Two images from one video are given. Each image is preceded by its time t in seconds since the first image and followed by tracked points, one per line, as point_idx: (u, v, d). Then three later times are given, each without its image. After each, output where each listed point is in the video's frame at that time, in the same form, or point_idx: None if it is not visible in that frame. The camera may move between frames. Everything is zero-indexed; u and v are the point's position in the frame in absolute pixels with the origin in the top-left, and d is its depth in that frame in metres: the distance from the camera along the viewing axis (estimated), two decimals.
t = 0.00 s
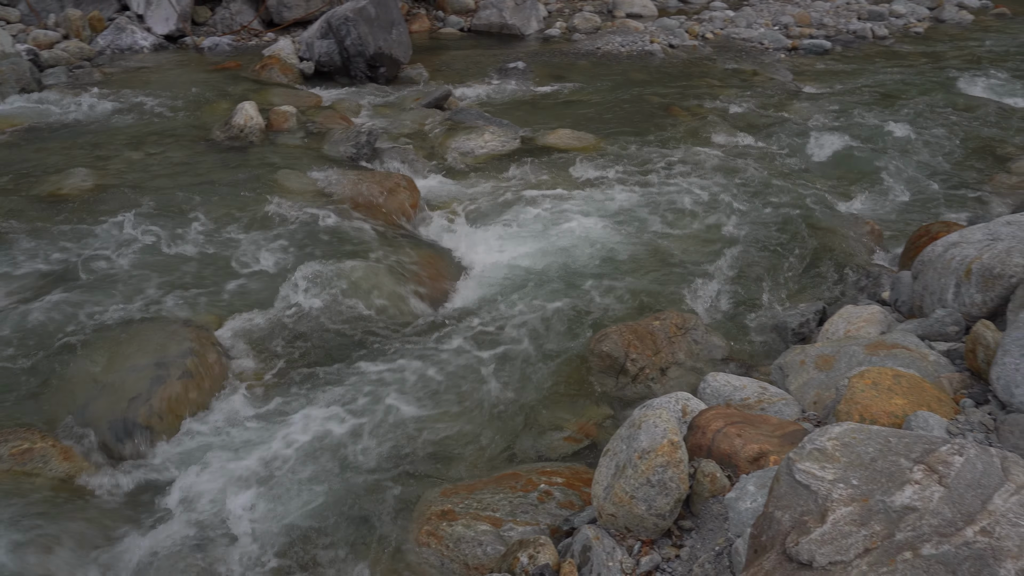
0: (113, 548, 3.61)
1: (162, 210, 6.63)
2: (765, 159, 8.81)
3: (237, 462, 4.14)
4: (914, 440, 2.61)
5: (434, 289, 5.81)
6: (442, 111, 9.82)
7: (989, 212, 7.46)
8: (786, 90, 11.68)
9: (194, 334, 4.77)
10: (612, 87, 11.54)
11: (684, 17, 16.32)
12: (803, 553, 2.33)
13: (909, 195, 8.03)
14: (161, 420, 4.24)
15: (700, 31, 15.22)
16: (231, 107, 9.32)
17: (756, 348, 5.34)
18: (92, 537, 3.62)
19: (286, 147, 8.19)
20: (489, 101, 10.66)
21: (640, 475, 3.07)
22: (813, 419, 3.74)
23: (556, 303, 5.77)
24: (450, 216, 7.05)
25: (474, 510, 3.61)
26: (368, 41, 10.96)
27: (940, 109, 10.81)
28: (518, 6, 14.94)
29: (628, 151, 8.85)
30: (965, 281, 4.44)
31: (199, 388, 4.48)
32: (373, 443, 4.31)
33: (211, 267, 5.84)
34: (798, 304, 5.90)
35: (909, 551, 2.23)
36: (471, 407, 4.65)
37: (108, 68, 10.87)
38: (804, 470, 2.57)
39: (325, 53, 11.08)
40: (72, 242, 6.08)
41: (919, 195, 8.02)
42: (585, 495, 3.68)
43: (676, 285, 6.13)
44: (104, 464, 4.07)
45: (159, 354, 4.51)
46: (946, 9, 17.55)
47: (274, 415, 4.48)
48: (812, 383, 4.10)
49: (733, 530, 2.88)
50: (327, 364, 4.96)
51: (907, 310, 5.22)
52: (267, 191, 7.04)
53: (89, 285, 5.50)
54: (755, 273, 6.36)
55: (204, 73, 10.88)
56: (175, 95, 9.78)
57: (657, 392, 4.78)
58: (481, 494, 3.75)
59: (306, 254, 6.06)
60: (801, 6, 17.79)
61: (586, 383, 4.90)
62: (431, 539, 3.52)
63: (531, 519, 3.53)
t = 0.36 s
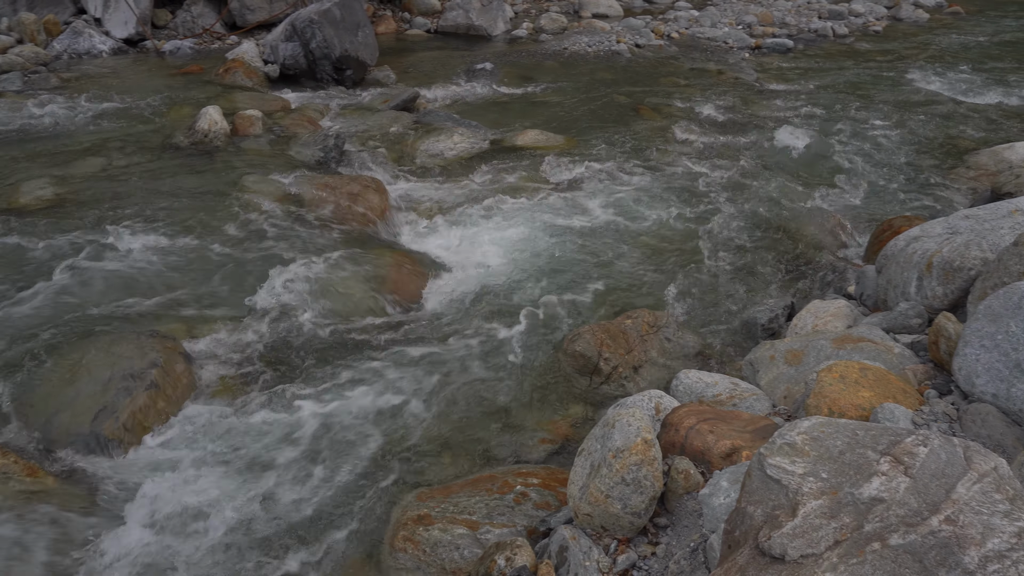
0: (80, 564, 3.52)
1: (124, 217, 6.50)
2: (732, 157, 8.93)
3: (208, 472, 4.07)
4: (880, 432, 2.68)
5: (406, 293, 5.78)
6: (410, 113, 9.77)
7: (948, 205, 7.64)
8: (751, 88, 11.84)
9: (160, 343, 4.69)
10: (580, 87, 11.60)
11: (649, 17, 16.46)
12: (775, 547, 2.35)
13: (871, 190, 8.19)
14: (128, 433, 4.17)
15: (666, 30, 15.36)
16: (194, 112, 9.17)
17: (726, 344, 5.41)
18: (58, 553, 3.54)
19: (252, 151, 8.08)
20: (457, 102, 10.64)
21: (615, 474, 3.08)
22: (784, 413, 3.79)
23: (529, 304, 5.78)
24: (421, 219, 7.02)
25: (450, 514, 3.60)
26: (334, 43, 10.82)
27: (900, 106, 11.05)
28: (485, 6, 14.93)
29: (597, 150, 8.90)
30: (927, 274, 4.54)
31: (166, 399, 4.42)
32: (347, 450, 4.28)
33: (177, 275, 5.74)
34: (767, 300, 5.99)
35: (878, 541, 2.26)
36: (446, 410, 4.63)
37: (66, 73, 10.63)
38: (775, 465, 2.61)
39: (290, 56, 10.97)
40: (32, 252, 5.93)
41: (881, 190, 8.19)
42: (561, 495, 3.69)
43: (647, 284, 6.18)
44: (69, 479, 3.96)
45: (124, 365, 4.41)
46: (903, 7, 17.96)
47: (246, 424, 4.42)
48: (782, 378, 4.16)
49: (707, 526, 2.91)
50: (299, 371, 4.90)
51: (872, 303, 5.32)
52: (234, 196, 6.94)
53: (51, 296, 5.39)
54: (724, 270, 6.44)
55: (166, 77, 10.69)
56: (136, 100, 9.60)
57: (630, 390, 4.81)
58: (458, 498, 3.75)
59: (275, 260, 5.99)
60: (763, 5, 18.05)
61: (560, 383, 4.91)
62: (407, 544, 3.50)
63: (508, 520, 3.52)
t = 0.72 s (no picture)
0: None
1: (98, 224, 6.40)
2: (709, 155, 8.98)
3: (187, 481, 4.01)
4: (858, 429, 2.70)
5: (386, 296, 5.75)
6: (389, 115, 9.72)
7: (922, 201, 7.75)
8: (727, 87, 11.93)
9: (136, 351, 4.62)
10: (558, 87, 11.61)
11: (626, 17, 16.52)
12: (756, 546, 2.37)
13: (848, 186, 8.28)
14: (105, 443, 4.10)
15: (643, 30, 15.42)
16: (169, 115, 9.06)
17: (706, 342, 5.44)
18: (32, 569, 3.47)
19: (228, 155, 8.00)
20: (436, 104, 10.60)
21: (597, 475, 3.08)
22: (764, 410, 3.82)
23: (510, 305, 5.78)
24: (400, 222, 6.99)
25: (433, 518, 3.58)
26: (311, 45, 10.73)
27: (874, 103, 11.18)
28: (462, 7, 14.89)
29: (575, 150, 8.92)
30: (902, 269, 4.58)
31: (143, 408, 4.35)
32: (329, 455, 4.25)
33: (152, 281, 5.66)
34: (746, 297, 6.03)
35: (857, 537, 2.27)
36: (427, 413, 4.61)
37: (36, 77, 10.45)
38: (756, 463, 2.63)
39: (266, 59, 10.82)
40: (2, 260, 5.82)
41: (857, 186, 8.28)
42: (544, 497, 3.69)
43: (627, 283, 6.20)
44: (43, 491, 3.88)
45: (99, 375, 4.33)
46: (876, 6, 18.20)
47: (225, 431, 4.36)
48: (762, 375, 4.19)
49: (689, 525, 2.92)
50: (279, 376, 4.86)
51: (849, 300, 5.37)
52: (210, 201, 6.86)
53: (23, 304, 5.29)
54: (704, 268, 6.48)
55: (139, 81, 10.55)
56: (109, 104, 9.46)
57: (612, 390, 4.83)
58: (441, 501, 3.73)
59: (253, 265, 5.93)
60: (739, 4, 18.20)
61: (542, 384, 4.91)
62: (390, 549, 3.48)
63: (491, 523, 3.51)
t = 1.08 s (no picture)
0: None
1: (76, 229, 6.31)
2: (692, 154, 9.01)
3: (169, 488, 3.96)
4: (841, 426, 2.72)
5: (370, 299, 5.72)
6: (371, 116, 9.67)
7: (902, 197, 7.83)
8: (709, 86, 11.97)
9: (115, 357, 4.55)
10: (541, 87, 11.61)
11: (608, 17, 16.56)
12: (741, 545, 2.37)
13: (830, 184, 8.33)
14: (85, 451, 4.02)
15: (625, 29, 15.47)
16: (148, 118, 8.96)
17: (691, 341, 5.45)
18: None
19: (209, 158, 7.92)
20: (418, 105, 10.57)
21: (583, 476, 3.07)
22: (749, 409, 3.83)
23: (495, 306, 5.77)
24: (383, 223, 6.95)
25: (419, 522, 3.55)
26: (291, 47, 10.63)
27: (854, 101, 11.27)
28: (444, 7, 14.84)
29: (559, 150, 8.92)
30: (883, 266, 4.61)
31: (124, 414, 4.28)
32: (312, 459, 4.21)
33: (132, 286, 5.59)
34: (731, 296, 6.05)
35: (841, 535, 2.28)
36: (412, 416, 4.59)
37: (11, 80, 10.28)
38: (740, 462, 2.64)
39: (247, 60, 10.69)
40: None
41: (838, 183, 8.34)
42: (530, 499, 3.67)
43: (611, 283, 6.20)
44: (21, 501, 3.80)
45: (78, 381, 4.26)
46: (854, 5, 18.36)
47: (208, 437, 4.31)
48: (747, 374, 4.20)
49: (675, 525, 2.92)
50: (262, 381, 4.81)
51: (832, 297, 5.40)
52: (190, 204, 6.79)
53: None
54: (687, 266, 6.50)
55: (117, 84, 10.42)
56: (86, 107, 9.34)
57: (598, 390, 4.82)
58: (426, 504, 3.71)
59: (235, 269, 5.87)
60: (720, 4, 18.30)
61: (528, 385, 4.90)
62: (376, 554, 3.45)
63: (477, 526, 3.49)
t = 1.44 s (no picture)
0: None
1: (60, 248, 6.24)
2: (679, 168, 9.06)
3: (153, 512, 3.89)
4: (830, 441, 2.69)
5: (358, 317, 5.69)
6: (358, 133, 9.67)
7: (887, 210, 7.90)
8: (695, 101, 12.06)
9: (98, 379, 4.49)
10: (529, 103, 11.67)
11: (595, 32, 16.70)
12: (732, 565, 2.37)
13: (815, 197, 8.39)
14: (66, 476, 3.95)
15: (611, 45, 15.60)
16: (133, 137, 8.92)
17: (680, 356, 5.45)
18: None
19: (195, 176, 7.88)
20: (406, 121, 10.59)
21: (572, 496, 3.05)
22: (738, 424, 3.82)
23: (484, 322, 5.75)
24: (371, 240, 6.93)
25: (407, 544, 3.51)
26: (278, 64, 10.65)
27: (838, 115, 11.40)
28: (431, 24, 14.92)
29: (547, 166, 8.95)
30: (869, 279, 4.63)
31: (107, 438, 4.22)
32: (300, 480, 4.16)
33: (117, 306, 5.52)
34: (719, 310, 6.06)
35: (832, 553, 2.29)
36: (401, 435, 4.55)
37: None
38: (729, 480, 2.62)
39: (233, 77, 10.77)
40: None
41: (823, 196, 8.41)
42: (520, 519, 3.63)
43: (600, 298, 6.21)
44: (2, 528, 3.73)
45: (60, 404, 4.20)
46: (837, 21, 18.62)
47: (194, 460, 4.26)
48: (736, 388, 4.19)
49: (666, 544, 2.90)
50: (248, 403, 4.76)
51: (819, 309, 5.42)
52: (176, 223, 6.74)
53: None
54: (675, 280, 6.52)
55: (103, 102, 10.38)
56: (71, 126, 9.28)
57: (587, 407, 4.81)
58: (415, 526, 3.65)
59: (221, 288, 5.82)
60: (705, 20, 18.50)
61: (517, 403, 4.87)
62: None
63: (467, 548, 3.46)
